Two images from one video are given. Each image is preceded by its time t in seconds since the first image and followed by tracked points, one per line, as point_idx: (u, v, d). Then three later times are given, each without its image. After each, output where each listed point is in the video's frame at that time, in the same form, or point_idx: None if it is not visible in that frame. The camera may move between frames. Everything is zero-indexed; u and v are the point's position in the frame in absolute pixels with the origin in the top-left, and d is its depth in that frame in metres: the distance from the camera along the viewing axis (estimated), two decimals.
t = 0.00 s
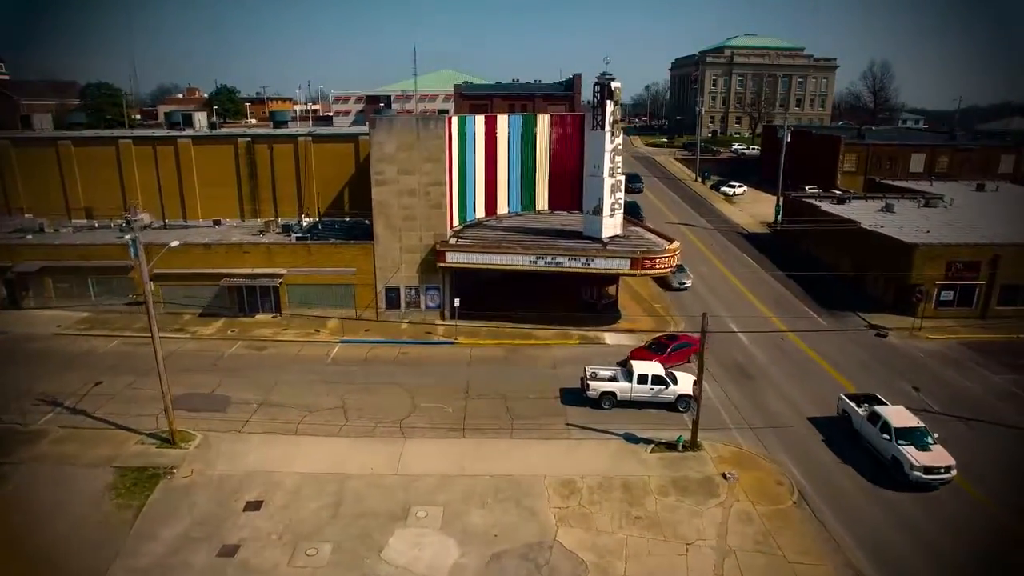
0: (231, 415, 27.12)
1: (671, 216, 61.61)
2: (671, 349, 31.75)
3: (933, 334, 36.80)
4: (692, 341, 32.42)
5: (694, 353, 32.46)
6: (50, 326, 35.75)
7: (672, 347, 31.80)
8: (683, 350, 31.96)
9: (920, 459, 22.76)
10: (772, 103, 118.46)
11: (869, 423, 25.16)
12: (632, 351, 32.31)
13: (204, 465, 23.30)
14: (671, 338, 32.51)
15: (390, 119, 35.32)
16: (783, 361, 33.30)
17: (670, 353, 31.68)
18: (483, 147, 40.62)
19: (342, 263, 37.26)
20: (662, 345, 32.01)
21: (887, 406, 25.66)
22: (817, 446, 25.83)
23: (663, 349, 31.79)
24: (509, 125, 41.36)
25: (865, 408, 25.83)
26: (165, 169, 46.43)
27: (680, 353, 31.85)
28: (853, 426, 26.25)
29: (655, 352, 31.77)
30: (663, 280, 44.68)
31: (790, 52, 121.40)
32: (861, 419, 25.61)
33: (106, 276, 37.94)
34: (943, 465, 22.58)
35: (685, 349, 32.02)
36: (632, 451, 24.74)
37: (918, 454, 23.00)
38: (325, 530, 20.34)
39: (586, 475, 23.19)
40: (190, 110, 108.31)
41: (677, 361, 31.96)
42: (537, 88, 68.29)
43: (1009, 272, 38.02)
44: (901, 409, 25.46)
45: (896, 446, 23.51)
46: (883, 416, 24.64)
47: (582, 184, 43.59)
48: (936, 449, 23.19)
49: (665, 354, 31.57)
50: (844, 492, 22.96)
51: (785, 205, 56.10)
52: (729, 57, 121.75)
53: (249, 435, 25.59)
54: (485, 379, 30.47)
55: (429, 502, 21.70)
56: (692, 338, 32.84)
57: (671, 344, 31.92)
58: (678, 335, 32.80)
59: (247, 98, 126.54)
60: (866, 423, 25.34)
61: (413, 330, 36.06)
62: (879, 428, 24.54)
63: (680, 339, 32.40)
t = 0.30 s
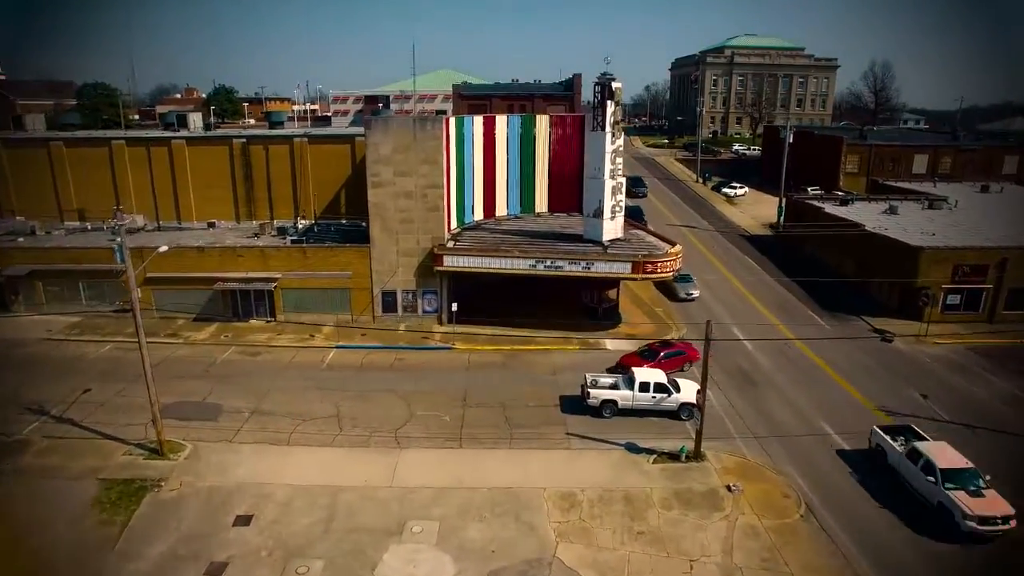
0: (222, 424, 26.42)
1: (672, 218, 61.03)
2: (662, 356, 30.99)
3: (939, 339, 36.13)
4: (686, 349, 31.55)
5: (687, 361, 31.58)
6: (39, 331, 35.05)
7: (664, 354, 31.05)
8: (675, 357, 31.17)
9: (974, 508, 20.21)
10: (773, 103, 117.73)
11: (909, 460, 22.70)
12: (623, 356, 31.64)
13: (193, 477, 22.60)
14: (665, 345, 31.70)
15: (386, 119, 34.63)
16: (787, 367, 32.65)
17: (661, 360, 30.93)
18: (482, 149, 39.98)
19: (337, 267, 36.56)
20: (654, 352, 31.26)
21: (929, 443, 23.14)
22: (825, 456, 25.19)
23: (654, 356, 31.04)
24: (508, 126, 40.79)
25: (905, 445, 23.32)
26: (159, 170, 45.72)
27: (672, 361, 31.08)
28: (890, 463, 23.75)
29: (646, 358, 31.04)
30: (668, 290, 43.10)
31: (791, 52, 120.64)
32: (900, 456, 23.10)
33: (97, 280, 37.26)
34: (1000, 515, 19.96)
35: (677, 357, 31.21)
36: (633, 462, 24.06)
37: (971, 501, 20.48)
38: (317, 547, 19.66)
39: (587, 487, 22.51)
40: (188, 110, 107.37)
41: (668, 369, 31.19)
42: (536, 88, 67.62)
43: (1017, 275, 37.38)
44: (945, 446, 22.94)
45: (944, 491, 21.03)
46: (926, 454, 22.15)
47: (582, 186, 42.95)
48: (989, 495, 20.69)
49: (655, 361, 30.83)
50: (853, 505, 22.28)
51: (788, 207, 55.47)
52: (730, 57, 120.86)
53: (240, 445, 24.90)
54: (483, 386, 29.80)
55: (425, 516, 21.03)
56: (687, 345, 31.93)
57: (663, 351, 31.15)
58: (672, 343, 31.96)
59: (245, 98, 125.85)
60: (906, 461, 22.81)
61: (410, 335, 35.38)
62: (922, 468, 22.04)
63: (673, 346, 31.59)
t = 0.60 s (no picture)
0: (210, 436, 25.57)
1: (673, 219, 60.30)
2: (651, 364, 30.08)
3: (948, 345, 35.31)
4: (677, 359, 30.66)
5: (677, 372, 30.61)
6: (26, 338, 34.16)
7: (653, 362, 30.14)
8: (664, 367, 30.26)
9: None
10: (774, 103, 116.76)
11: (974, 519, 19.92)
12: (611, 363, 30.71)
13: (178, 493, 21.75)
14: (655, 354, 30.83)
15: (381, 120, 33.77)
16: (793, 374, 31.84)
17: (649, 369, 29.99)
18: (481, 150, 39.21)
19: (331, 272, 35.72)
20: (643, 360, 30.35)
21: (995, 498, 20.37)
22: (833, 468, 24.41)
23: (642, 364, 30.11)
24: (507, 127, 40.01)
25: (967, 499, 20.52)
26: (151, 172, 44.87)
27: (660, 370, 30.15)
28: (946, 517, 21.02)
29: (634, 366, 30.10)
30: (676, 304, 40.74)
31: (792, 51, 119.69)
32: (962, 512, 20.30)
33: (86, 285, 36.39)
34: None
35: (666, 366, 30.30)
36: (636, 476, 23.23)
37: None
38: (306, 568, 18.83)
39: (588, 503, 21.68)
40: (184, 110, 106.30)
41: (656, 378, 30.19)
42: (535, 89, 66.78)
43: None
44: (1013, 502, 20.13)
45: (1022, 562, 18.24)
46: (996, 514, 19.34)
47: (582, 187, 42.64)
48: None
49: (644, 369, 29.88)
50: (865, 523, 21.39)
51: (791, 209, 54.65)
52: (730, 57, 119.73)
53: (229, 459, 24.05)
54: (481, 395, 28.97)
55: (419, 535, 20.19)
56: (678, 356, 31.02)
57: (652, 359, 30.26)
58: (662, 352, 31.10)
59: (242, 99, 124.81)
60: (970, 519, 20.01)
61: (407, 342, 34.56)
62: (992, 530, 19.23)
63: (663, 356, 30.73)
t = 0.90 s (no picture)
0: (201, 446, 24.87)
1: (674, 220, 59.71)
2: (640, 373, 28.95)
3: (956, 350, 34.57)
4: (669, 367, 29.34)
5: (669, 380, 29.28)
6: (14, 344, 33.47)
7: (642, 371, 29.00)
8: (654, 375, 29.04)
9: None
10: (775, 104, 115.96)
11: None
12: (601, 371, 29.88)
13: (166, 507, 21.04)
14: (647, 361, 29.64)
15: (377, 121, 33.05)
16: (797, 380, 31.16)
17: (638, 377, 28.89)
18: (479, 151, 38.50)
19: (326, 276, 35.02)
20: (633, 368, 29.31)
21: None
22: (840, 478, 23.73)
23: (631, 372, 29.06)
24: (506, 128, 39.28)
25: None
26: (144, 174, 44.13)
27: (650, 378, 28.96)
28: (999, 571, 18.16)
29: (623, 374, 29.12)
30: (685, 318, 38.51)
31: (793, 51, 118.91)
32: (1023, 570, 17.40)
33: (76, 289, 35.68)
34: None
35: (657, 374, 29.06)
36: (638, 489, 22.54)
37: None
38: None
39: (589, 517, 20.99)
40: (183, 111, 105.62)
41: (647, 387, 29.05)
42: (535, 89, 66.07)
43: None
44: None
45: None
46: None
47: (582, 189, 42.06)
48: None
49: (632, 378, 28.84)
50: (874, 536, 20.65)
51: (794, 210, 53.96)
52: (731, 56, 118.83)
53: (219, 470, 23.34)
54: (479, 403, 28.29)
55: (415, 551, 19.48)
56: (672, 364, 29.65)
57: (641, 367, 29.14)
58: (655, 360, 29.83)
59: (240, 99, 124.06)
60: None
61: (403, 348, 33.86)
62: None
63: (655, 363, 29.45)
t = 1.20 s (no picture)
0: (187, 459, 24.00)
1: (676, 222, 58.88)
2: (626, 382, 28.11)
3: (966, 357, 33.72)
4: (657, 377, 28.43)
5: (657, 390, 28.42)
6: None
7: (628, 380, 28.14)
8: (641, 385, 28.18)
9: None
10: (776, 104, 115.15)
11: None
12: (588, 378, 29.12)
13: (148, 526, 20.17)
14: (634, 370, 28.74)
15: (372, 122, 32.15)
16: (803, 388, 30.33)
17: (624, 387, 28.07)
18: (477, 153, 37.69)
19: (320, 281, 34.15)
20: (619, 376, 28.47)
21: None
22: (851, 492, 22.89)
23: (616, 382, 28.25)
24: (505, 128, 38.63)
25: None
26: (135, 176, 43.22)
27: (637, 388, 28.09)
28: None
29: (609, 383, 28.31)
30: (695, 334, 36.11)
31: (795, 50, 118.10)
32: None
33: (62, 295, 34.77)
34: None
35: (644, 384, 28.19)
36: (641, 505, 21.68)
37: None
38: None
39: (590, 536, 20.12)
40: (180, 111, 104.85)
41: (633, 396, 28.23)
42: (534, 88, 65.25)
43: None
44: None
45: None
46: None
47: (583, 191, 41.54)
48: None
49: (618, 387, 28.01)
50: (887, 555, 19.80)
51: (797, 212, 53.13)
52: (732, 56, 117.95)
53: (206, 485, 22.47)
54: (476, 413, 27.44)
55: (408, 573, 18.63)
56: (660, 374, 28.74)
57: (628, 376, 28.27)
58: (643, 368, 28.94)
59: (238, 99, 123.18)
60: None
61: (399, 355, 33.02)
62: None
63: (643, 372, 28.56)
